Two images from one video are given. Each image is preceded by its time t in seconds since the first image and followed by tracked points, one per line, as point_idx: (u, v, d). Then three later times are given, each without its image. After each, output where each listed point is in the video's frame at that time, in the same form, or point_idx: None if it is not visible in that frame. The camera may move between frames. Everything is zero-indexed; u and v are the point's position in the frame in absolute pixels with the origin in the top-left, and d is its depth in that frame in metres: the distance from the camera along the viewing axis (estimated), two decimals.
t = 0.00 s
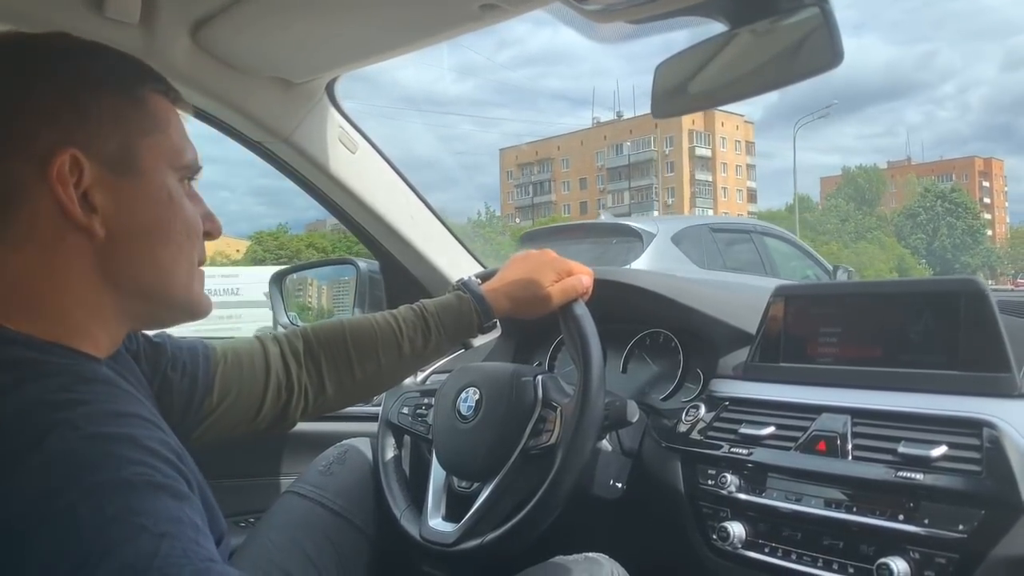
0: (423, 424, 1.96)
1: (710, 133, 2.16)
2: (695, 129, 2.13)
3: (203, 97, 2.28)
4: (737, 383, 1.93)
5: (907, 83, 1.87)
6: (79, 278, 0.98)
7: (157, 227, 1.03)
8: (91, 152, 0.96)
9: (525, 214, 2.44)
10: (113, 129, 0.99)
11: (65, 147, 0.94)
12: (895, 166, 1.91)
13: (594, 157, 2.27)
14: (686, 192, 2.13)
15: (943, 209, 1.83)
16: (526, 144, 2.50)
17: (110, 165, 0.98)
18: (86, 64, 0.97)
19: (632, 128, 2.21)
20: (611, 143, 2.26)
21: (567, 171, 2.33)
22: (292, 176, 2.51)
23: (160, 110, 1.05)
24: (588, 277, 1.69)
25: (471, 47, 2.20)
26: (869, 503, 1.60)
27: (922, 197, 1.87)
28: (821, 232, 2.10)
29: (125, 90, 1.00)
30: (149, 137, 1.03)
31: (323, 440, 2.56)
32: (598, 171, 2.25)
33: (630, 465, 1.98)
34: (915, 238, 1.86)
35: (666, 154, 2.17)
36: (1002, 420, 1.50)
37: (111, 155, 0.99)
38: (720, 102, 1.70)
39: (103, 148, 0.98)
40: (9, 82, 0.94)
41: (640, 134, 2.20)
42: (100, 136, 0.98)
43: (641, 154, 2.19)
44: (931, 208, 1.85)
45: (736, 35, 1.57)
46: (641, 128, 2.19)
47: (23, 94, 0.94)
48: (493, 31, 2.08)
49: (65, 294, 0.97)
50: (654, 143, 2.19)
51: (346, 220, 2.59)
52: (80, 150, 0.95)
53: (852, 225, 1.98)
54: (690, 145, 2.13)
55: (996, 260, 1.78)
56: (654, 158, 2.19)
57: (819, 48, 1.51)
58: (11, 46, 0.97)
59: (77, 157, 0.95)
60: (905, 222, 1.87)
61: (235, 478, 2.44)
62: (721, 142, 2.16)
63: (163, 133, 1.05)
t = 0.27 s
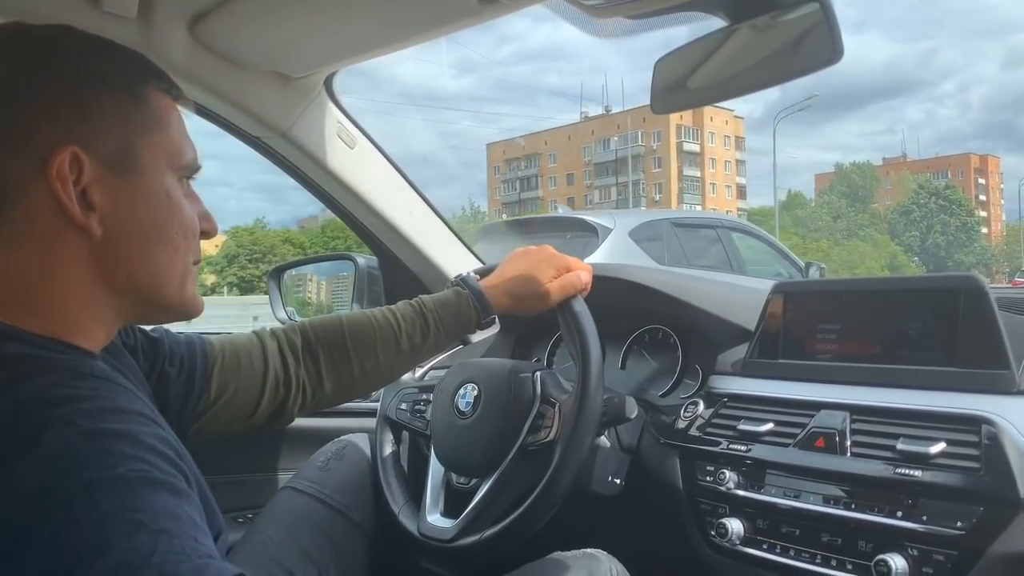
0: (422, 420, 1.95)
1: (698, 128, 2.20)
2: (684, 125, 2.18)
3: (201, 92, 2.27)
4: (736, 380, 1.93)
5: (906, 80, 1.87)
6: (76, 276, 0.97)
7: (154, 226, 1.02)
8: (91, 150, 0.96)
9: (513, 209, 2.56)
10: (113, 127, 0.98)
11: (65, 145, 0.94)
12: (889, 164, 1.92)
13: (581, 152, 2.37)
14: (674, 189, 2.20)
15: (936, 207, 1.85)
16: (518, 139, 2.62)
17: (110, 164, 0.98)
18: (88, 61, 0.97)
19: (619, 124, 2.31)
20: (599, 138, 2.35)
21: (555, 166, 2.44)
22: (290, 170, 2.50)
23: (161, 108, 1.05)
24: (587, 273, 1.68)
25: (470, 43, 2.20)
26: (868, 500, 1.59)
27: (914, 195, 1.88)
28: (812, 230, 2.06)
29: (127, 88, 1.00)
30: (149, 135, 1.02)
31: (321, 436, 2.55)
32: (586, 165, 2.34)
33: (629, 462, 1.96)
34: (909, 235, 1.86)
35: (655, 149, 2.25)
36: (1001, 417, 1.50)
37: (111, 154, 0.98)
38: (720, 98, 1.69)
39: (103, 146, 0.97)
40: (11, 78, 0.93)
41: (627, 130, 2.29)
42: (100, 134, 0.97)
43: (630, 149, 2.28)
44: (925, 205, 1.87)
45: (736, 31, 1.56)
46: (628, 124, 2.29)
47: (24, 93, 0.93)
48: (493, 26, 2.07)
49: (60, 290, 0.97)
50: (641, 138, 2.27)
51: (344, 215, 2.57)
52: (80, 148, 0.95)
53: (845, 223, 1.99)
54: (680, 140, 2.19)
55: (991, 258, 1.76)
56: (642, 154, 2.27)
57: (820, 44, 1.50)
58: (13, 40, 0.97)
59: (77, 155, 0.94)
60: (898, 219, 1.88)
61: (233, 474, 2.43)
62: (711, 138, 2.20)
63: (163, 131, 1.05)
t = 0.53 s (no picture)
0: (419, 419, 1.96)
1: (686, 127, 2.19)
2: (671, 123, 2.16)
3: (199, 91, 2.27)
4: (733, 381, 1.93)
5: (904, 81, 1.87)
6: (69, 276, 0.97)
7: (148, 225, 1.02)
8: (82, 149, 0.96)
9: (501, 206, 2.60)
10: (105, 126, 0.98)
11: (55, 144, 0.94)
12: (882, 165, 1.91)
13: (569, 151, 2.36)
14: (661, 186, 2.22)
15: (927, 207, 1.84)
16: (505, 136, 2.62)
17: (102, 163, 0.97)
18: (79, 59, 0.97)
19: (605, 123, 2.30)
20: (585, 137, 2.32)
21: (542, 165, 2.47)
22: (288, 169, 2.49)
23: (155, 107, 1.04)
24: (586, 275, 1.67)
25: (470, 43, 2.20)
26: (865, 501, 1.59)
27: (906, 196, 1.87)
28: (802, 231, 2.09)
29: (119, 87, 0.99)
30: (142, 133, 1.02)
31: (319, 436, 2.55)
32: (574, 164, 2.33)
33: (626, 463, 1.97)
34: (901, 237, 1.88)
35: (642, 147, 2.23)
36: (998, 418, 1.50)
37: (103, 153, 0.98)
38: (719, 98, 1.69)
39: (94, 145, 0.97)
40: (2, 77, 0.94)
41: (613, 128, 2.29)
42: (91, 133, 0.97)
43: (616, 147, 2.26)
44: (917, 206, 1.86)
45: (733, 32, 1.57)
46: (613, 123, 2.31)
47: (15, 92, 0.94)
48: (493, 26, 2.07)
49: (53, 290, 0.97)
50: (628, 137, 2.26)
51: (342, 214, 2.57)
52: (71, 147, 0.95)
53: (836, 223, 1.99)
54: (665, 138, 2.18)
55: (985, 259, 1.78)
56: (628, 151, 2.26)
57: (817, 44, 1.50)
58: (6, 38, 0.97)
59: (67, 154, 0.94)
60: (890, 219, 1.87)
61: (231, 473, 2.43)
62: (699, 137, 2.19)
63: (157, 130, 1.04)
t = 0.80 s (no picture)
0: (417, 421, 1.96)
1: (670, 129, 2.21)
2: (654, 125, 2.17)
3: (196, 95, 2.27)
4: (731, 383, 1.93)
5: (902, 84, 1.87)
6: (69, 280, 0.97)
7: (147, 230, 1.02)
8: (84, 153, 0.96)
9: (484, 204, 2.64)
10: (106, 130, 0.98)
11: (57, 147, 0.94)
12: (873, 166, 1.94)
13: (551, 151, 2.39)
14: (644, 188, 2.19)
15: (919, 209, 1.88)
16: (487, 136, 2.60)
17: (103, 166, 0.98)
18: (81, 64, 0.97)
19: (589, 124, 2.31)
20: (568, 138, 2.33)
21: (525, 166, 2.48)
22: (285, 172, 2.50)
23: (156, 112, 1.05)
24: (587, 281, 1.66)
25: (468, 46, 2.20)
26: (864, 503, 1.59)
27: (897, 198, 1.90)
28: (789, 234, 2.10)
29: (120, 91, 0.99)
30: (143, 138, 1.02)
31: (317, 439, 2.55)
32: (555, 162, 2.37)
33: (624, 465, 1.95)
34: (891, 239, 1.89)
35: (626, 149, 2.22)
36: (996, 420, 1.50)
37: (104, 157, 0.98)
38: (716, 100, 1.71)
39: (96, 149, 0.97)
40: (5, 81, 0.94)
41: (598, 129, 2.30)
42: (93, 137, 0.97)
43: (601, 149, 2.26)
44: (908, 208, 1.89)
45: (731, 35, 1.55)
46: (599, 124, 2.30)
47: (18, 95, 0.94)
48: (493, 30, 2.08)
49: (52, 294, 0.96)
50: (612, 139, 2.25)
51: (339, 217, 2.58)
52: (73, 151, 0.95)
53: (825, 226, 2.00)
54: (650, 139, 2.17)
55: (977, 263, 1.80)
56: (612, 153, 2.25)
57: (814, 48, 1.50)
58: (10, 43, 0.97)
59: (69, 157, 0.94)
60: (882, 223, 1.91)
61: (230, 477, 2.43)
62: (684, 138, 2.20)
63: (157, 135, 1.04)
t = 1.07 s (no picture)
0: (415, 424, 1.96)
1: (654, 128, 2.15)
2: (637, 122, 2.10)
3: (193, 99, 2.27)
4: (729, 385, 1.93)
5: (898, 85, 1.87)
6: (37, 281, 0.97)
7: (110, 228, 1.00)
8: (31, 151, 0.95)
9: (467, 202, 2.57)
10: (60, 126, 0.97)
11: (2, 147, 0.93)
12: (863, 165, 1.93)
13: (536, 149, 2.29)
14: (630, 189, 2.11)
15: (911, 209, 1.89)
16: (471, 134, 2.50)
17: (56, 164, 0.96)
18: (35, 61, 0.96)
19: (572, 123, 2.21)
20: (552, 136, 2.23)
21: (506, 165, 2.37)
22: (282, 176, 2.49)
23: (122, 106, 1.02)
24: (584, 282, 1.67)
25: (465, 48, 2.20)
26: (863, 505, 1.60)
27: (886, 197, 1.90)
28: (776, 235, 2.06)
29: (76, 87, 0.98)
30: (104, 133, 1.00)
31: (315, 442, 2.55)
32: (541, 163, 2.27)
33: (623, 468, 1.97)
34: (882, 240, 1.90)
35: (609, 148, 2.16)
36: (994, 421, 1.50)
37: (59, 154, 0.96)
38: (714, 102, 1.70)
39: (48, 146, 0.96)
40: None
41: (582, 128, 2.20)
42: (45, 135, 0.96)
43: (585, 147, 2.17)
44: (898, 207, 1.90)
45: (727, 37, 1.56)
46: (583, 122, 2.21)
47: None
48: (490, 32, 2.07)
49: (21, 295, 0.97)
50: (596, 138, 2.18)
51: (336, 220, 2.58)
52: (18, 150, 0.94)
53: (814, 227, 1.99)
54: (633, 138, 2.12)
55: (968, 263, 1.80)
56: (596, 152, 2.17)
57: (812, 47, 1.51)
58: None
59: (12, 157, 0.94)
60: (872, 222, 1.91)
61: (228, 481, 2.42)
62: (668, 137, 2.16)
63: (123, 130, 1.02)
